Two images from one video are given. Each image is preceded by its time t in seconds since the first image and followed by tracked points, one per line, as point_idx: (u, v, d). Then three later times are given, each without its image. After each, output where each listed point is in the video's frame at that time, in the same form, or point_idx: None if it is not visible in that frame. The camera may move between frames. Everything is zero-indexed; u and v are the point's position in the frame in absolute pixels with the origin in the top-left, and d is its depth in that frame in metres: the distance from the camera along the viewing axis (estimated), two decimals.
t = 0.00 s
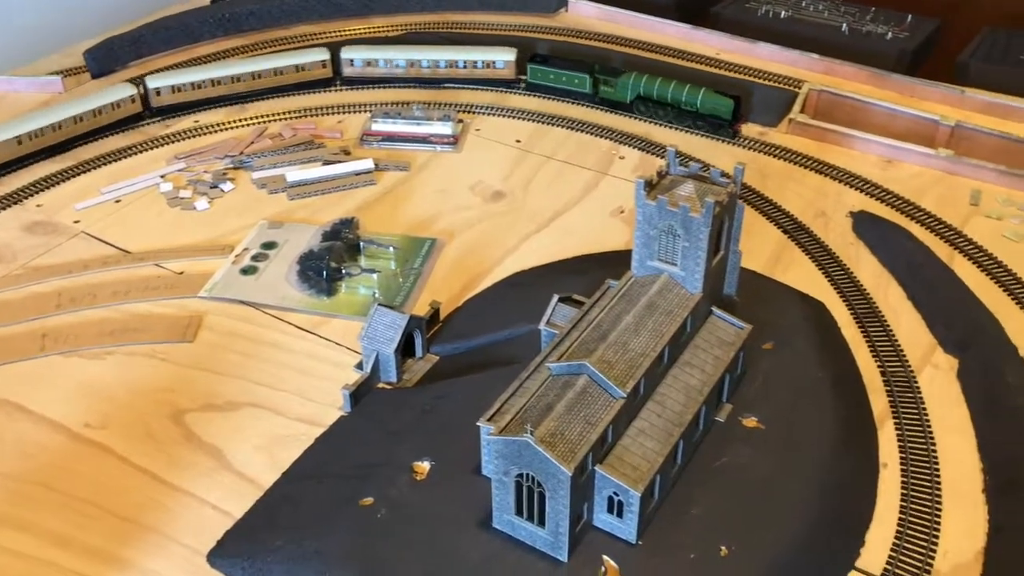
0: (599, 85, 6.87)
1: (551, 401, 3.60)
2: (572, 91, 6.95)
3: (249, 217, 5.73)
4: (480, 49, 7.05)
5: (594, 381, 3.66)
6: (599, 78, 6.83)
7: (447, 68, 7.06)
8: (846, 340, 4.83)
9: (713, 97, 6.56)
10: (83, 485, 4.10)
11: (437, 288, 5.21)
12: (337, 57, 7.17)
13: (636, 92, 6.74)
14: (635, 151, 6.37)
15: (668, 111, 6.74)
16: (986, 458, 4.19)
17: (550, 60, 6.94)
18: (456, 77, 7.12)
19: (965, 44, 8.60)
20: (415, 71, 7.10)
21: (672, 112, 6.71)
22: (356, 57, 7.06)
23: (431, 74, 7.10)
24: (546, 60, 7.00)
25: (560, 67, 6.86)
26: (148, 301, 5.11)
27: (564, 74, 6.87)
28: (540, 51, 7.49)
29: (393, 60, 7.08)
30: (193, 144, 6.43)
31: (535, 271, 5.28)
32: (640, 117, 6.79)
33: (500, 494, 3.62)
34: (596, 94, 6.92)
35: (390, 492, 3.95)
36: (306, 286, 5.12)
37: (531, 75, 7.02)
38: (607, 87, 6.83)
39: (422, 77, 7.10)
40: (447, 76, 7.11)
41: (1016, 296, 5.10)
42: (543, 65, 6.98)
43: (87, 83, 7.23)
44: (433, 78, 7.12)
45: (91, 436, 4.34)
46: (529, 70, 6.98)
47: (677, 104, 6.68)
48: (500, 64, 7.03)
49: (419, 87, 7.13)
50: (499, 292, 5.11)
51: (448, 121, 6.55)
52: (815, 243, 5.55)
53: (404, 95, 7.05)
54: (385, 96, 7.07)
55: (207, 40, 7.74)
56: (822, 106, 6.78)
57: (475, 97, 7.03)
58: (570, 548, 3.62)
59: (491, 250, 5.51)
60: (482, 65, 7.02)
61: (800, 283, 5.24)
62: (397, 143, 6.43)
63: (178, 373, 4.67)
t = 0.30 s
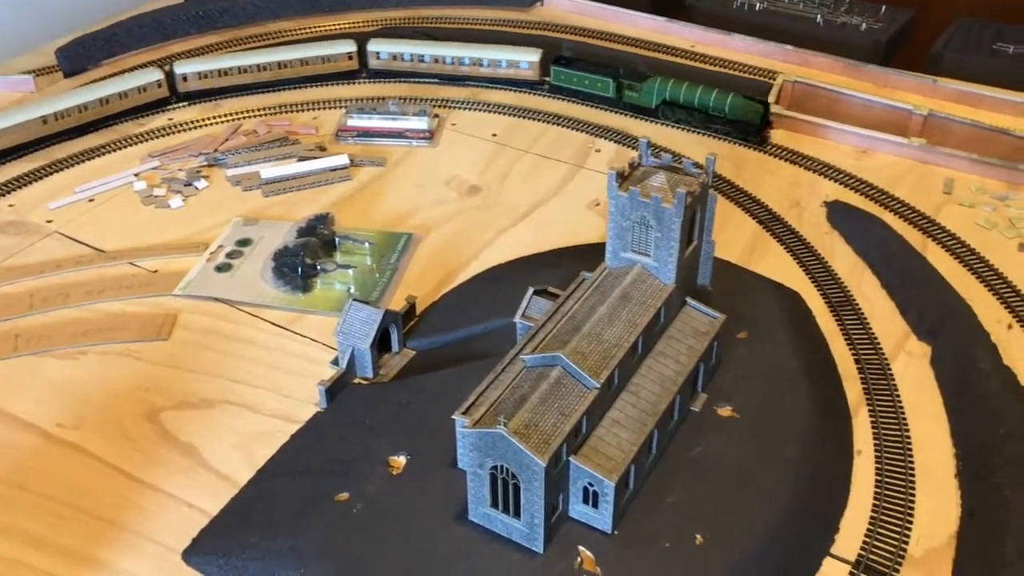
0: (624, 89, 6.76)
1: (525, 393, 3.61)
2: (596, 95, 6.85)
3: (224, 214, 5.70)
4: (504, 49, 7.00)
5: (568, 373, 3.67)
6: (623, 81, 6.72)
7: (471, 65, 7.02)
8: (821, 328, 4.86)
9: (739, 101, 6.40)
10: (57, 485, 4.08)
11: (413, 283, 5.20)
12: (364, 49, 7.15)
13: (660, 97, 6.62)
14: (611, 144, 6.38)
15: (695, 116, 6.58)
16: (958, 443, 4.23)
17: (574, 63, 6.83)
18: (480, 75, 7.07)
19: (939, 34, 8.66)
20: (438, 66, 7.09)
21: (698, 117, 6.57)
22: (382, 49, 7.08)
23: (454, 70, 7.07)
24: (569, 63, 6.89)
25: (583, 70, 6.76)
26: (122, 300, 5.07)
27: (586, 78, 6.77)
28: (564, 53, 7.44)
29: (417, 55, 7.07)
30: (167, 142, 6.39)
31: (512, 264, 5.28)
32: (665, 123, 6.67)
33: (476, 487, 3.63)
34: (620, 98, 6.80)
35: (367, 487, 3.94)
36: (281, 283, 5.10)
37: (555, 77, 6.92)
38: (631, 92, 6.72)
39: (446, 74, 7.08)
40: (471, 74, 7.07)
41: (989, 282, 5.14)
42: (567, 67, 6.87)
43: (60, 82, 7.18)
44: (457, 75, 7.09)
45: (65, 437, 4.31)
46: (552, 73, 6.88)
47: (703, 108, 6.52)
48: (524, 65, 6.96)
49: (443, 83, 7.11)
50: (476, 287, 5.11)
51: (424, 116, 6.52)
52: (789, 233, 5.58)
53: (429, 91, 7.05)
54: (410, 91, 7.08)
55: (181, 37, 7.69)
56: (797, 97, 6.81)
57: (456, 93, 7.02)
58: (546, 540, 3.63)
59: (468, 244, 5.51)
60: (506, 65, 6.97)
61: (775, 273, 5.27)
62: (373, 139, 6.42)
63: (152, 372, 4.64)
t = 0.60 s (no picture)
0: (647, 93, 6.60)
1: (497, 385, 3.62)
2: (618, 100, 6.69)
3: (196, 212, 5.68)
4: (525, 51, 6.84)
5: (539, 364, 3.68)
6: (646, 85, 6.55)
7: (492, 65, 6.87)
8: (793, 318, 4.89)
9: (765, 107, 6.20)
10: (28, 486, 4.05)
11: (386, 278, 5.19)
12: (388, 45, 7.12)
13: (684, 101, 6.45)
14: (585, 138, 6.39)
15: (719, 122, 6.40)
16: (929, 429, 4.27)
17: (596, 66, 6.68)
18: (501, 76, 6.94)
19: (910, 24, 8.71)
20: (458, 65, 6.98)
21: (722, 123, 6.38)
22: (404, 44, 7.02)
23: (475, 70, 6.95)
24: (591, 66, 6.74)
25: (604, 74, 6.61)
26: (93, 300, 5.04)
27: (608, 82, 6.62)
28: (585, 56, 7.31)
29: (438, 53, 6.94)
30: (138, 141, 6.35)
31: (486, 258, 5.28)
32: (688, 128, 6.50)
33: (449, 481, 3.64)
34: (642, 102, 6.64)
35: (341, 483, 3.95)
36: (254, 281, 5.08)
37: (576, 81, 6.77)
38: (654, 96, 6.56)
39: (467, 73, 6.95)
40: (492, 75, 6.94)
41: (959, 269, 5.19)
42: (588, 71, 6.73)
43: (30, 82, 7.12)
44: (478, 75, 6.97)
45: (36, 438, 4.28)
46: (574, 76, 6.73)
47: (726, 114, 6.33)
48: (545, 68, 6.80)
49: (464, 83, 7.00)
50: (450, 281, 5.11)
51: (397, 110, 6.50)
52: (761, 224, 5.60)
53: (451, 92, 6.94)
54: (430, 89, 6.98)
55: (152, 35, 7.65)
56: (770, 87, 6.83)
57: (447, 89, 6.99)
58: (519, 532, 3.65)
59: (442, 239, 5.50)
60: (526, 67, 6.81)
61: (748, 264, 5.29)
62: (346, 134, 6.40)
63: (124, 371, 4.61)
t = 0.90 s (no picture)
0: (667, 97, 6.44)
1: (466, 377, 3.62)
2: (638, 103, 6.53)
3: (163, 210, 5.63)
4: (541, 51, 6.69)
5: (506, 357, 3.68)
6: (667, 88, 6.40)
7: (508, 66, 6.74)
8: (763, 307, 4.90)
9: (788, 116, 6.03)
10: None
11: (356, 275, 5.16)
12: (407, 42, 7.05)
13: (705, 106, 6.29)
14: (555, 130, 6.38)
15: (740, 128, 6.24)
16: (897, 414, 4.30)
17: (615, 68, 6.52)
18: (517, 76, 6.80)
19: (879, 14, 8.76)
20: (474, 64, 6.86)
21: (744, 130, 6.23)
22: (422, 41, 6.90)
23: (491, 70, 6.82)
24: (609, 69, 6.58)
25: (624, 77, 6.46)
26: (59, 301, 4.99)
27: (628, 84, 6.46)
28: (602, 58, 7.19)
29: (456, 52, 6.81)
30: (104, 141, 6.28)
31: (457, 253, 5.26)
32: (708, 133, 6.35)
33: (418, 476, 3.64)
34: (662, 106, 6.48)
35: (311, 481, 3.95)
36: (223, 280, 5.04)
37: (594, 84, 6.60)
38: (675, 99, 6.40)
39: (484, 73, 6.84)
40: (509, 75, 6.82)
41: (928, 256, 5.22)
42: (606, 74, 6.57)
43: None
44: (496, 74, 6.84)
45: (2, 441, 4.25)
46: (592, 79, 6.57)
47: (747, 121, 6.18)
48: (561, 70, 6.65)
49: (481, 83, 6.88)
50: (420, 275, 5.09)
51: (366, 106, 6.46)
52: (731, 213, 5.62)
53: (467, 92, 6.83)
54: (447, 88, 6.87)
55: (118, 33, 7.58)
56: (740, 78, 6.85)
57: (461, 89, 6.88)
58: (489, 526, 3.67)
59: (414, 233, 5.48)
60: (543, 69, 6.66)
61: (718, 255, 5.30)
62: (316, 130, 6.36)
63: (91, 372, 4.57)
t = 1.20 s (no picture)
0: (687, 102, 6.70)
1: (432, 372, 3.64)
2: (660, 107, 6.83)
3: (132, 208, 5.91)
4: (559, 54, 7.03)
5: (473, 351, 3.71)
6: (686, 92, 6.68)
7: (526, 68, 7.10)
8: (732, 296, 5.25)
9: (802, 129, 6.14)
10: None
11: (325, 272, 5.42)
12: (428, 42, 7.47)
13: (723, 112, 6.52)
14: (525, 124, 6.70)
15: (756, 137, 6.44)
16: (867, 401, 4.59)
17: (633, 72, 6.85)
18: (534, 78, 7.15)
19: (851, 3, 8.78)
20: (491, 64, 7.24)
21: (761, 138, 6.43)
22: (440, 42, 7.29)
23: (509, 70, 7.19)
24: (628, 73, 6.90)
25: (641, 80, 6.78)
26: (25, 302, 5.24)
27: (648, 87, 6.78)
28: (623, 61, 7.36)
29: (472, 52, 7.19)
30: (68, 140, 6.62)
31: (428, 246, 5.52)
32: (726, 141, 6.59)
33: (388, 472, 3.81)
34: (683, 111, 6.76)
35: (279, 479, 4.25)
36: (189, 278, 5.32)
37: (614, 87, 6.92)
38: (694, 104, 6.67)
39: (501, 74, 7.20)
40: (526, 75, 7.18)
41: (899, 246, 5.57)
42: (626, 78, 6.88)
43: None
44: (512, 75, 7.21)
45: None
46: (611, 82, 6.89)
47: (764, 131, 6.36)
48: (578, 72, 6.96)
49: (500, 83, 7.25)
50: (389, 272, 5.36)
51: (335, 100, 6.77)
52: (702, 204, 5.98)
53: (487, 91, 7.20)
54: (468, 87, 7.25)
55: (83, 29, 7.87)
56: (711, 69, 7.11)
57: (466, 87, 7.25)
58: (459, 521, 3.91)
59: (384, 227, 5.74)
60: (560, 70, 7.01)
61: (685, 245, 5.63)
62: (285, 126, 6.69)
63: (58, 375, 4.81)
